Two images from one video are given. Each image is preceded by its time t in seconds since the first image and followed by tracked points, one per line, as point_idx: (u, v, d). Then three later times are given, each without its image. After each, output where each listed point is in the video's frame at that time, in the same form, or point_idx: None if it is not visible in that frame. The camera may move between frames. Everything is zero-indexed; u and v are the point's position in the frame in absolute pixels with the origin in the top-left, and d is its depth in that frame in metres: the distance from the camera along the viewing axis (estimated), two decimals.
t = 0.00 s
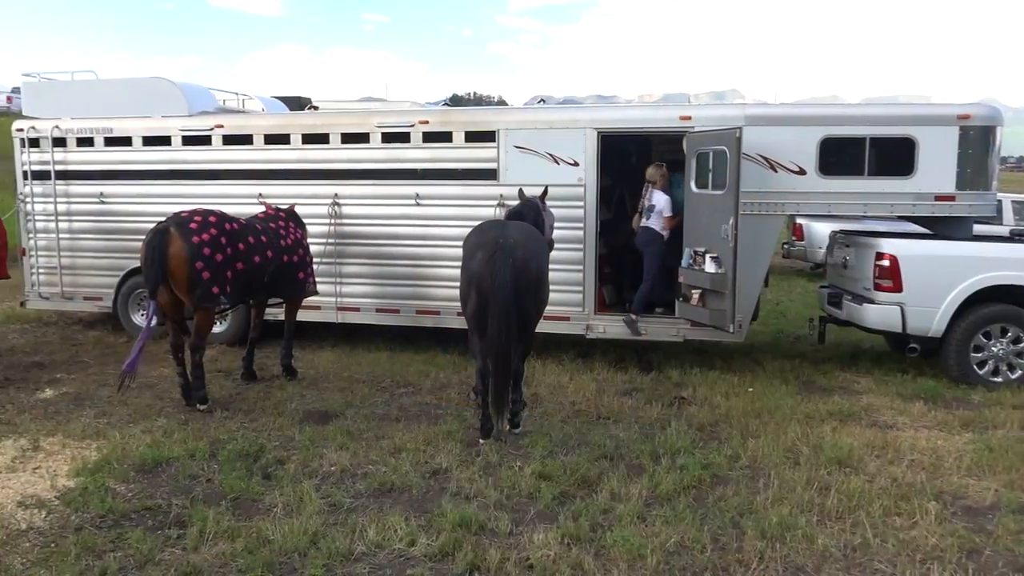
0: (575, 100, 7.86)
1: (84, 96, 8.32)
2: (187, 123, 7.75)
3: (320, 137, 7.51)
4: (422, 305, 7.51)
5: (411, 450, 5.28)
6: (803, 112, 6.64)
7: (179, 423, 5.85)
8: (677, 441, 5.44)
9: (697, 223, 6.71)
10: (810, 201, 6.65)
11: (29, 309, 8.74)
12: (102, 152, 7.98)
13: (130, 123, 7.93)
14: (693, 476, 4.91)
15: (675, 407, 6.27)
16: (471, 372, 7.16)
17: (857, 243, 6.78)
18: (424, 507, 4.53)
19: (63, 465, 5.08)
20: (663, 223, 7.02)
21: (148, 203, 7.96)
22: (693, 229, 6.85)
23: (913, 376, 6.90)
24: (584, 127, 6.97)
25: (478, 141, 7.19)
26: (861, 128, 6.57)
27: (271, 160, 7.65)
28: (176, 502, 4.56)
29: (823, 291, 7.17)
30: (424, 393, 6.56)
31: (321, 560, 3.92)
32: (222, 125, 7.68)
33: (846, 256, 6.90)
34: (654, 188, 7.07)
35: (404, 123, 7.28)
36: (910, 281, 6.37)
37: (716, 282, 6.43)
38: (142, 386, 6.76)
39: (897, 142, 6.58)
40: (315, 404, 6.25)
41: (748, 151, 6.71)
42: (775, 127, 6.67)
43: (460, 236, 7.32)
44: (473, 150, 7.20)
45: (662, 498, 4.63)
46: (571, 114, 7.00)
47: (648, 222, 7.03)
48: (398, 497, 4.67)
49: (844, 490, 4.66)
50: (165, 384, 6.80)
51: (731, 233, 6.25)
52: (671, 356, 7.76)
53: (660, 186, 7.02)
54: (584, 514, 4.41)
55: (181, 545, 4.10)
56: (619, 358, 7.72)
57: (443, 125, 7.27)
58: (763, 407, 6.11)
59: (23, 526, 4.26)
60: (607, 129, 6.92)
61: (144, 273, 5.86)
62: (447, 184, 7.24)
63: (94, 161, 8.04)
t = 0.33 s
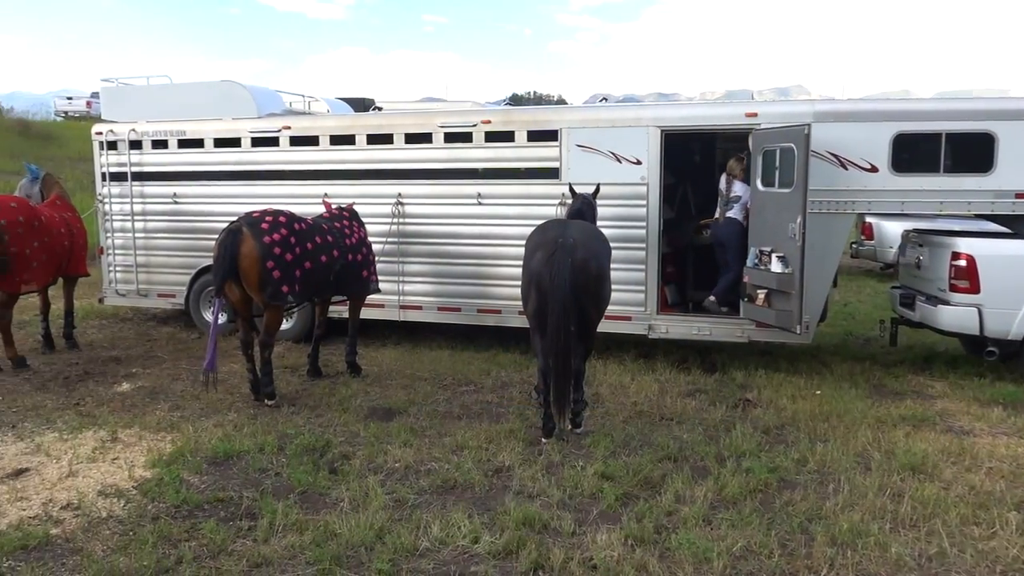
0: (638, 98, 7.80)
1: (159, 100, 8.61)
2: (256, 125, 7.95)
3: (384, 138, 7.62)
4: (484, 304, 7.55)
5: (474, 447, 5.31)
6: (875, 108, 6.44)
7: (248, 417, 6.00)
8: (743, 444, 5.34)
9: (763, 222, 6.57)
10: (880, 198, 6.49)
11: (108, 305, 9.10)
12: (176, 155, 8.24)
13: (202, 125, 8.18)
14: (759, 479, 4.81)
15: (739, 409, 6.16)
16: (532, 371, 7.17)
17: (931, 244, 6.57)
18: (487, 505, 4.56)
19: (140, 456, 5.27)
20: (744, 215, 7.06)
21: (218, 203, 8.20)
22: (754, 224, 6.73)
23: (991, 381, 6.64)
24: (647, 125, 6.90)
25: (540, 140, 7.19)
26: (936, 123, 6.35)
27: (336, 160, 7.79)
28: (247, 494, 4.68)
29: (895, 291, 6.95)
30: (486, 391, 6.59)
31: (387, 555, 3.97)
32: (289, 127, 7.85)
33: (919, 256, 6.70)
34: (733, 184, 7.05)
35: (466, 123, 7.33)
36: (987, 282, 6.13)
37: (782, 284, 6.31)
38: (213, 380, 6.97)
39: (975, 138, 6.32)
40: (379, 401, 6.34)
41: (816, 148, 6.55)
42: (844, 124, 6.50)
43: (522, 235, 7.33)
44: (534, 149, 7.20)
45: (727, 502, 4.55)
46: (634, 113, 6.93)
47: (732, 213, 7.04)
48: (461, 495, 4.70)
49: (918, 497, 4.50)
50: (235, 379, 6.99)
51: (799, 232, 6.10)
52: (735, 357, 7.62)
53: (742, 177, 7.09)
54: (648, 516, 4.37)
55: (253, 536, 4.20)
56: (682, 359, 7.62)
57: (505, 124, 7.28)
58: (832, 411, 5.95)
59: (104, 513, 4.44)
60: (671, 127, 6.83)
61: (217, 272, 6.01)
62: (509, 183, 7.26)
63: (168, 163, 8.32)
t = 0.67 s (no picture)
0: (697, 96, 7.70)
1: (223, 103, 8.84)
2: (316, 127, 8.10)
3: (441, 138, 7.68)
4: (540, 303, 7.55)
5: (531, 447, 5.31)
6: (944, 103, 6.24)
7: (309, 414, 6.12)
8: (805, 447, 5.23)
9: (826, 221, 6.43)
10: (949, 196, 6.24)
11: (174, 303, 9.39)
12: (238, 156, 8.42)
13: (264, 128, 8.36)
14: (822, 484, 4.70)
15: (801, 412, 6.04)
16: (588, 371, 7.14)
17: (1003, 242, 6.33)
18: (545, 505, 4.56)
19: (205, 450, 5.42)
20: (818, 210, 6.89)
21: (280, 203, 8.38)
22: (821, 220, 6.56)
23: None
24: (706, 123, 6.81)
25: (597, 139, 7.16)
26: (1010, 117, 6.12)
27: (393, 160, 7.88)
28: (308, 489, 4.77)
29: (964, 291, 6.73)
30: (542, 391, 6.59)
31: (446, 552, 4.00)
32: (348, 128, 7.98)
33: (991, 255, 6.46)
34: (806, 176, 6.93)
35: (522, 122, 7.34)
36: None
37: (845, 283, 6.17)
38: (275, 377, 7.12)
39: None
40: (436, 400, 6.40)
41: (881, 144, 6.36)
42: (912, 118, 6.29)
43: (578, 235, 7.31)
44: (591, 148, 7.18)
45: (789, 507, 4.46)
46: (693, 110, 6.85)
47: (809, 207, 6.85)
48: (519, 494, 4.71)
49: (991, 506, 4.34)
50: (296, 376, 7.13)
51: (864, 231, 5.96)
52: (796, 358, 7.47)
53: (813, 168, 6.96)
54: (707, 519, 4.31)
55: (314, 530, 4.28)
56: (741, 360, 7.50)
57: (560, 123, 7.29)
58: (898, 415, 5.78)
59: (173, 505, 4.57)
60: (730, 125, 6.73)
61: (281, 271, 6.15)
62: (563, 182, 7.27)
63: (232, 164, 8.53)
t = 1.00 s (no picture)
0: (738, 99, 7.63)
1: (267, 112, 9.00)
2: (358, 135, 8.20)
3: (481, 144, 7.72)
4: (580, 309, 7.53)
5: (572, 453, 5.30)
6: (996, 103, 6.08)
7: (352, 418, 6.19)
8: (851, 456, 5.13)
9: (872, 225, 6.31)
10: (1002, 198, 6.08)
11: (220, 309, 9.58)
12: (282, 164, 8.57)
13: (308, 136, 8.50)
14: (870, 493, 4.61)
15: (847, 419, 5.93)
16: (629, 377, 7.11)
17: None
18: (587, 511, 4.54)
19: (252, 453, 5.51)
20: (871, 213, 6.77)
21: (322, 210, 8.51)
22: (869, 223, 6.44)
23: None
24: (748, 126, 6.74)
25: (637, 144, 7.13)
26: None
27: (434, 167, 7.94)
28: (352, 493, 4.82)
29: (1017, 296, 6.52)
30: (583, 397, 6.57)
31: (488, 557, 4.01)
32: (389, 136, 8.06)
33: None
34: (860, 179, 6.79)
35: (563, 127, 7.34)
36: None
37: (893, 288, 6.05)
38: (318, 382, 7.22)
39: None
40: (477, 405, 6.42)
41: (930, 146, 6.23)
42: (962, 119, 6.15)
43: (619, 240, 7.28)
44: (632, 153, 7.16)
45: (836, 517, 4.37)
46: (735, 113, 6.78)
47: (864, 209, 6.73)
48: (561, 500, 4.71)
49: None
50: (339, 381, 7.22)
51: (913, 235, 5.84)
52: (842, 365, 7.35)
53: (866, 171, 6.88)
54: (752, 528, 4.25)
55: (358, 534, 4.32)
56: (785, 366, 7.40)
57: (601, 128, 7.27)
58: (949, 423, 5.64)
59: (220, 508, 4.66)
60: (774, 128, 6.65)
61: (325, 276, 6.24)
62: (603, 187, 7.25)
63: (276, 172, 8.68)
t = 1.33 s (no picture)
0: (769, 103, 7.58)
1: (299, 118, 9.11)
2: (388, 140, 8.27)
3: (510, 149, 7.75)
4: (609, 314, 7.51)
5: (602, 458, 5.29)
6: None
7: (382, 422, 6.22)
8: (886, 464, 5.06)
9: (907, 229, 6.23)
10: None
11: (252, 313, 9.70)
12: (314, 170, 8.67)
13: (339, 142, 8.58)
14: (906, 502, 4.54)
15: (882, 427, 5.85)
16: (659, 382, 7.08)
17: None
18: (618, 517, 4.52)
19: (284, 456, 5.57)
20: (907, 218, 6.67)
21: (353, 216, 8.58)
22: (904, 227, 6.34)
23: None
24: (780, 130, 6.69)
25: (667, 148, 7.11)
26: None
27: (463, 172, 7.98)
28: (383, 497, 4.85)
29: None
30: (613, 402, 6.56)
31: (519, 562, 4.01)
32: (419, 141, 8.12)
33: None
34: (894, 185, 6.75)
35: (592, 132, 7.34)
36: None
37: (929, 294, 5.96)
38: (349, 386, 7.28)
39: None
40: (506, 409, 6.43)
41: (966, 149, 6.13)
42: (999, 122, 6.04)
43: (648, 245, 7.26)
44: (661, 158, 7.14)
45: (872, 526, 4.31)
46: (766, 118, 6.74)
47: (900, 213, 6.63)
48: (591, 505, 4.69)
49: None
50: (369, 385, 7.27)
51: (949, 239, 5.76)
52: (876, 371, 7.25)
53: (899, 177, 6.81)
54: (785, 536, 4.20)
55: (390, 537, 4.34)
56: (817, 373, 7.32)
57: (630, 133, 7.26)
58: (987, 432, 5.54)
59: (254, 510, 4.71)
60: (806, 132, 6.59)
61: (355, 281, 6.30)
62: (632, 192, 7.24)
63: (308, 178, 8.78)
